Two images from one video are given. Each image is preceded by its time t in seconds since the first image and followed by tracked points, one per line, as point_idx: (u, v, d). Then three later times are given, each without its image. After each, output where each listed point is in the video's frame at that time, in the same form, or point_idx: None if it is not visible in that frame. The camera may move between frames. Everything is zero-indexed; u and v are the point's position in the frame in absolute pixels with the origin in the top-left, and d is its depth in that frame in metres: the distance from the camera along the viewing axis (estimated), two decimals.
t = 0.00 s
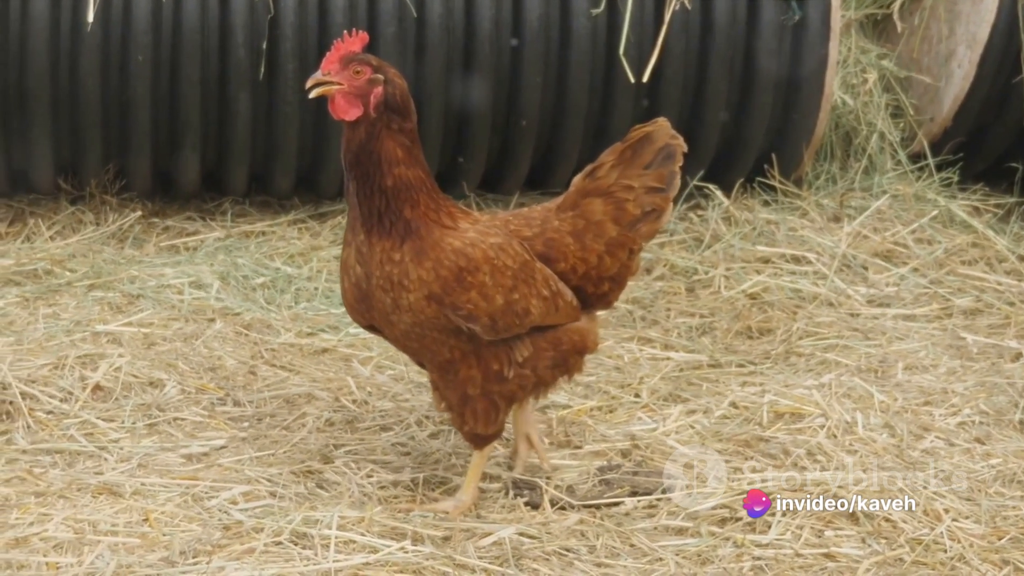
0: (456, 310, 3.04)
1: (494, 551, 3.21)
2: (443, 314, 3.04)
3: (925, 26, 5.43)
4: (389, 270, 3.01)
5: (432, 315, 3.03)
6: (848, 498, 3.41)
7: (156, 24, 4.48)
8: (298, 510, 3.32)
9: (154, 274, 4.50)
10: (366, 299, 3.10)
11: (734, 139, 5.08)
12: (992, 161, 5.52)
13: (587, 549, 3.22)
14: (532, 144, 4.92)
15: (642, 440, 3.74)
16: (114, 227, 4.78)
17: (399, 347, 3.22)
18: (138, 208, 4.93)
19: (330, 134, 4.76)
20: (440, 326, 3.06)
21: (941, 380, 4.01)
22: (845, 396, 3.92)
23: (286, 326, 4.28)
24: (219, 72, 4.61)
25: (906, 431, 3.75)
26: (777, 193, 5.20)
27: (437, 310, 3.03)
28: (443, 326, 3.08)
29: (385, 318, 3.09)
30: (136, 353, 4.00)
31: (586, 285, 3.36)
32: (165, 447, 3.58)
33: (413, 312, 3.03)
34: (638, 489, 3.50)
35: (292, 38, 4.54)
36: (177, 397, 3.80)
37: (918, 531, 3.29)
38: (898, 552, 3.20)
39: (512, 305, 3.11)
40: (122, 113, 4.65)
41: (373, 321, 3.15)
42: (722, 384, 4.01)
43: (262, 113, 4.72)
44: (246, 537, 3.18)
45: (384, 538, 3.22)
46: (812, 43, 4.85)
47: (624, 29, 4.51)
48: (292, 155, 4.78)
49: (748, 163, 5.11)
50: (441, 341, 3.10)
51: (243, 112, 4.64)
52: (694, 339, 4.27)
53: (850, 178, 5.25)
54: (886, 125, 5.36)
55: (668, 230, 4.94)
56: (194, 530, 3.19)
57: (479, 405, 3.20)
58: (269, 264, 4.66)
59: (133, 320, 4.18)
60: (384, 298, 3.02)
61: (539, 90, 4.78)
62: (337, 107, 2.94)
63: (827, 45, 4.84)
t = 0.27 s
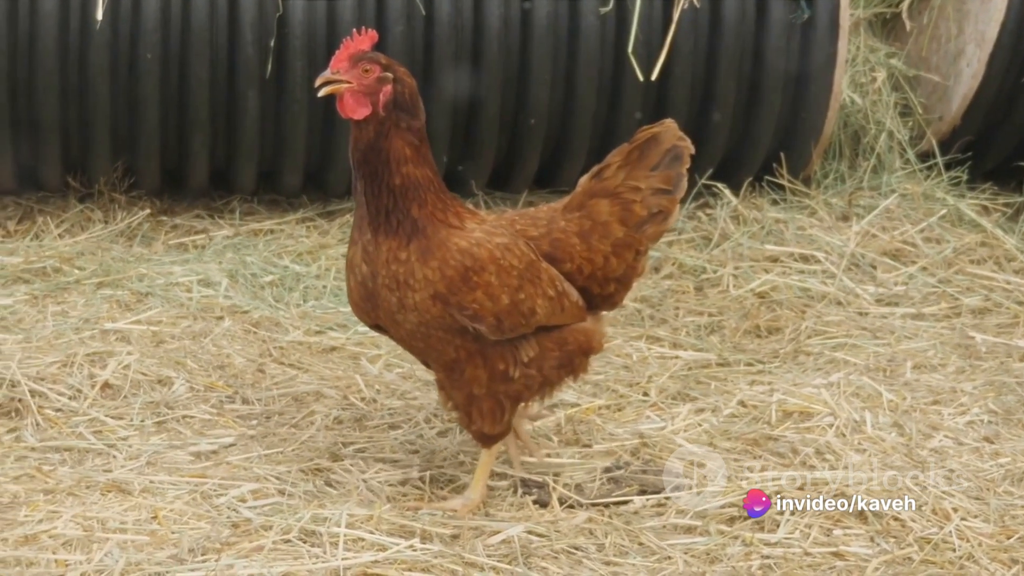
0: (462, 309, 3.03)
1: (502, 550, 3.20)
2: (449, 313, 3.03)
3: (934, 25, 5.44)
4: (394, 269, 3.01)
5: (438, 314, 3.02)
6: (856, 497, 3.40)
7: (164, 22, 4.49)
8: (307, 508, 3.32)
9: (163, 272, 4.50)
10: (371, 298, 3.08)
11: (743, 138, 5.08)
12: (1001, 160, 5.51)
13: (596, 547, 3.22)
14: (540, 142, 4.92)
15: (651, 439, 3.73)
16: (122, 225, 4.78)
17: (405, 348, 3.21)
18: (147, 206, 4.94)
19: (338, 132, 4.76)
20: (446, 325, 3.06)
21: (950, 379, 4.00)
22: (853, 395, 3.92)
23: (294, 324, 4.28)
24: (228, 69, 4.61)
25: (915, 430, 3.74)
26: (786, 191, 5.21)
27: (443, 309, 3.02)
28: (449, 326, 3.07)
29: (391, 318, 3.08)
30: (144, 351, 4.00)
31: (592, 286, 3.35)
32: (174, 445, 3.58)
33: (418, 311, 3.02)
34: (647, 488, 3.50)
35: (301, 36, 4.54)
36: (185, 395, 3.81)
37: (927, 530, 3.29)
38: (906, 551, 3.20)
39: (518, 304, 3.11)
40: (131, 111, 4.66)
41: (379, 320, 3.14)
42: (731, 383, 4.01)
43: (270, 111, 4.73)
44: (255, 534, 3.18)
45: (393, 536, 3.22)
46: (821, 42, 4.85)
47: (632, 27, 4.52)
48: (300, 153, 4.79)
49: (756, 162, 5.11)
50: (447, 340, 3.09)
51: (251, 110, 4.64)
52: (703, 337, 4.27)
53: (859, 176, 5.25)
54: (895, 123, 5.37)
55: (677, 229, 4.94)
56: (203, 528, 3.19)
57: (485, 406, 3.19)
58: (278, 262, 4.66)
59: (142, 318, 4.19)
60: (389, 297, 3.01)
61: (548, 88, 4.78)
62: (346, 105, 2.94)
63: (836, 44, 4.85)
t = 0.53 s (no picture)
0: (467, 307, 3.03)
1: (512, 547, 3.20)
2: (454, 311, 3.02)
3: (943, 23, 5.43)
4: (400, 266, 3.00)
5: (443, 311, 3.02)
6: (866, 495, 3.40)
7: (174, 19, 4.49)
8: (317, 505, 3.32)
9: (173, 269, 4.50)
10: (377, 295, 3.07)
11: (752, 135, 5.08)
12: (1011, 158, 5.51)
13: (606, 545, 3.21)
14: (550, 140, 4.92)
15: (660, 437, 3.73)
16: (132, 222, 4.78)
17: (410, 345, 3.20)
18: (156, 203, 4.94)
19: (348, 129, 4.76)
20: (451, 323, 3.05)
21: (960, 377, 4.00)
22: (863, 393, 3.91)
23: (304, 321, 4.29)
24: (237, 67, 4.61)
25: (925, 428, 3.74)
26: (795, 189, 5.21)
27: (448, 307, 3.02)
28: (454, 323, 3.06)
29: (396, 315, 3.07)
30: (154, 348, 4.01)
31: (597, 285, 3.34)
32: (184, 442, 3.58)
33: (423, 308, 3.01)
34: (656, 487, 3.50)
35: (310, 33, 4.55)
36: (195, 392, 3.81)
37: (937, 528, 3.28)
38: (916, 549, 3.19)
39: (524, 303, 3.10)
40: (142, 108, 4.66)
41: (384, 317, 3.13)
42: (741, 381, 4.00)
43: (280, 108, 4.73)
44: (265, 531, 3.18)
45: (402, 534, 3.22)
46: (831, 39, 4.85)
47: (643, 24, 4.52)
48: (310, 150, 4.79)
49: (766, 159, 5.11)
50: (452, 338, 3.08)
51: (261, 107, 4.64)
52: (712, 335, 4.27)
53: (868, 174, 5.25)
54: (905, 121, 5.37)
55: (686, 227, 4.93)
56: (213, 525, 3.19)
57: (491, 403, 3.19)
58: (287, 259, 4.66)
59: (152, 315, 4.19)
60: (395, 294, 3.00)
61: (558, 86, 4.79)
62: (357, 102, 2.92)
63: (847, 42, 4.85)
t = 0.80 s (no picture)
0: (474, 306, 3.01)
1: (524, 545, 3.20)
2: (460, 309, 3.01)
3: (956, 21, 5.43)
4: (407, 264, 2.99)
5: (449, 310, 3.00)
6: (878, 494, 3.39)
7: (186, 16, 4.49)
8: (329, 503, 3.32)
9: (185, 266, 4.50)
10: (383, 292, 3.06)
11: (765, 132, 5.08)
12: None
13: (618, 543, 3.21)
14: (562, 137, 4.92)
15: (672, 435, 3.73)
16: (144, 219, 4.78)
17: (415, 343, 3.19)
18: (168, 200, 4.94)
19: (360, 126, 4.76)
20: (457, 321, 3.04)
21: (972, 375, 3.99)
22: (875, 391, 3.91)
23: (315, 319, 4.29)
24: (249, 64, 4.61)
25: (937, 427, 3.73)
26: (807, 186, 5.20)
27: (454, 305, 3.00)
28: (460, 321, 3.05)
29: (402, 312, 3.05)
30: (166, 345, 4.01)
31: (604, 286, 3.32)
32: (196, 439, 3.59)
33: (429, 306, 3.00)
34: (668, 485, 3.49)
35: (322, 31, 4.55)
36: (207, 389, 3.81)
37: (950, 527, 3.28)
38: (929, 547, 3.19)
39: (530, 302, 3.08)
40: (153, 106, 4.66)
41: (390, 315, 3.12)
42: (753, 378, 4.00)
43: (292, 106, 4.72)
44: (278, 529, 3.18)
45: (415, 531, 3.21)
46: (843, 37, 4.85)
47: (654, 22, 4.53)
48: (322, 148, 4.78)
49: (779, 157, 5.10)
50: (458, 336, 3.07)
51: (272, 105, 4.64)
52: (724, 333, 4.26)
53: (880, 172, 5.25)
54: (917, 119, 5.36)
55: (698, 224, 4.93)
56: (226, 523, 3.19)
57: (497, 402, 3.17)
58: (299, 257, 4.66)
59: (164, 312, 4.19)
60: (401, 291, 2.99)
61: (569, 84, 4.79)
62: (370, 99, 2.94)
63: (858, 39, 4.84)
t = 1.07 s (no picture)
0: (478, 305, 3.00)
1: (538, 544, 3.19)
2: (464, 308, 3.00)
3: (970, 21, 5.41)
4: (412, 262, 2.98)
5: (452, 309, 2.99)
6: (892, 493, 3.39)
7: (200, 16, 4.50)
8: (343, 502, 3.33)
9: (198, 265, 4.51)
10: (387, 290, 3.05)
11: (778, 132, 5.07)
12: None
13: (631, 542, 3.21)
14: (575, 137, 4.92)
15: (685, 434, 3.72)
16: (157, 218, 4.79)
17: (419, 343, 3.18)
18: (181, 199, 4.95)
19: (373, 126, 4.76)
20: (460, 320, 3.03)
21: (985, 375, 3.99)
22: (889, 391, 3.91)
23: (329, 318, 4.29)
24: (263, 64, 4.62)
25: (950, 426, 3.72)
26: (820, 186, 5.22)
27: (458, 304, 2.99)
28: (463, 320, 3.04)
29: (405, 311, 3.05)
30: (180, 344, 4.02)
31: (608, 288, 3.31)
32: (210, 438, 3.59)
33: (433, 304, 2.99)
34: (681, 484, 3.48)
35: (335, 31, 4.55)
36: (221, 388, 3.81)
37: (963, 526, 3.27)
38: (943, 547, 3.19)
39: (534, 302, 3.08)
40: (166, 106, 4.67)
41: (393, 313, 3.11)
42: (766, 378, 4.00)
43: (305, 107, 4.73)
44: (291, 528, 3.18)
45: (428, 531, 3.21)
46: (856, 37, 4.85)
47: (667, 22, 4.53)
48: (335, 148, 4.79)
49: (792, 156, 5.10)
50: (462, 335, 3.06)
51: (285, 105, 4.64)
52: (737, 332, 4.26)
53: (893, 172, 5.25)
54: (931, 118, 5.35)
55: (711, 224, 4.94)
56: (240, 521, 3.19)
57: (500, 403, 3.15)
58: (312, 256, 4.66)
59: (177, 311, 4.20)
60: (405, 289, 2.98)
61: (582, 84, 4.79)
62: (383, 99, 2.95)
63: (872, 39, 4.84)
